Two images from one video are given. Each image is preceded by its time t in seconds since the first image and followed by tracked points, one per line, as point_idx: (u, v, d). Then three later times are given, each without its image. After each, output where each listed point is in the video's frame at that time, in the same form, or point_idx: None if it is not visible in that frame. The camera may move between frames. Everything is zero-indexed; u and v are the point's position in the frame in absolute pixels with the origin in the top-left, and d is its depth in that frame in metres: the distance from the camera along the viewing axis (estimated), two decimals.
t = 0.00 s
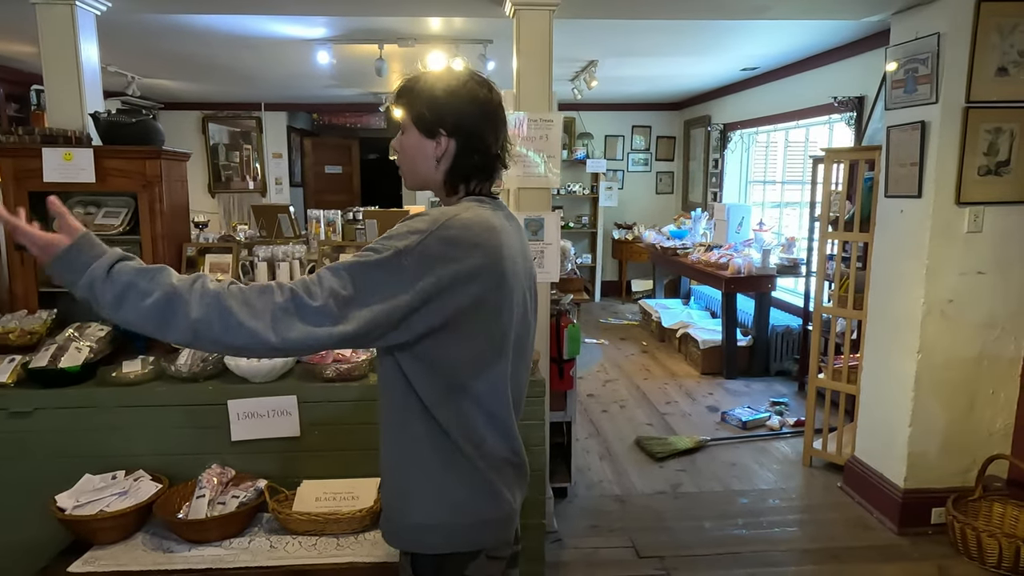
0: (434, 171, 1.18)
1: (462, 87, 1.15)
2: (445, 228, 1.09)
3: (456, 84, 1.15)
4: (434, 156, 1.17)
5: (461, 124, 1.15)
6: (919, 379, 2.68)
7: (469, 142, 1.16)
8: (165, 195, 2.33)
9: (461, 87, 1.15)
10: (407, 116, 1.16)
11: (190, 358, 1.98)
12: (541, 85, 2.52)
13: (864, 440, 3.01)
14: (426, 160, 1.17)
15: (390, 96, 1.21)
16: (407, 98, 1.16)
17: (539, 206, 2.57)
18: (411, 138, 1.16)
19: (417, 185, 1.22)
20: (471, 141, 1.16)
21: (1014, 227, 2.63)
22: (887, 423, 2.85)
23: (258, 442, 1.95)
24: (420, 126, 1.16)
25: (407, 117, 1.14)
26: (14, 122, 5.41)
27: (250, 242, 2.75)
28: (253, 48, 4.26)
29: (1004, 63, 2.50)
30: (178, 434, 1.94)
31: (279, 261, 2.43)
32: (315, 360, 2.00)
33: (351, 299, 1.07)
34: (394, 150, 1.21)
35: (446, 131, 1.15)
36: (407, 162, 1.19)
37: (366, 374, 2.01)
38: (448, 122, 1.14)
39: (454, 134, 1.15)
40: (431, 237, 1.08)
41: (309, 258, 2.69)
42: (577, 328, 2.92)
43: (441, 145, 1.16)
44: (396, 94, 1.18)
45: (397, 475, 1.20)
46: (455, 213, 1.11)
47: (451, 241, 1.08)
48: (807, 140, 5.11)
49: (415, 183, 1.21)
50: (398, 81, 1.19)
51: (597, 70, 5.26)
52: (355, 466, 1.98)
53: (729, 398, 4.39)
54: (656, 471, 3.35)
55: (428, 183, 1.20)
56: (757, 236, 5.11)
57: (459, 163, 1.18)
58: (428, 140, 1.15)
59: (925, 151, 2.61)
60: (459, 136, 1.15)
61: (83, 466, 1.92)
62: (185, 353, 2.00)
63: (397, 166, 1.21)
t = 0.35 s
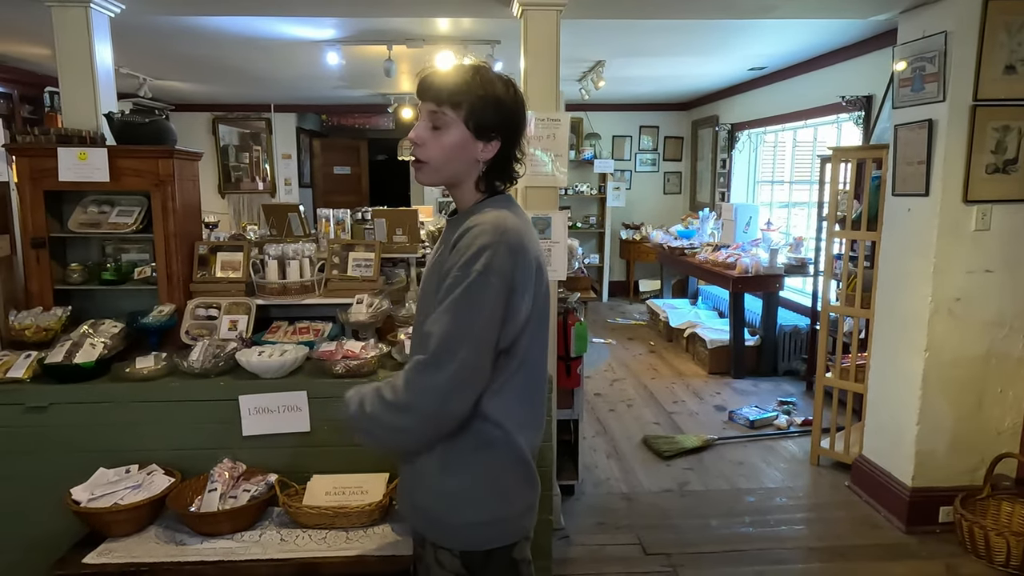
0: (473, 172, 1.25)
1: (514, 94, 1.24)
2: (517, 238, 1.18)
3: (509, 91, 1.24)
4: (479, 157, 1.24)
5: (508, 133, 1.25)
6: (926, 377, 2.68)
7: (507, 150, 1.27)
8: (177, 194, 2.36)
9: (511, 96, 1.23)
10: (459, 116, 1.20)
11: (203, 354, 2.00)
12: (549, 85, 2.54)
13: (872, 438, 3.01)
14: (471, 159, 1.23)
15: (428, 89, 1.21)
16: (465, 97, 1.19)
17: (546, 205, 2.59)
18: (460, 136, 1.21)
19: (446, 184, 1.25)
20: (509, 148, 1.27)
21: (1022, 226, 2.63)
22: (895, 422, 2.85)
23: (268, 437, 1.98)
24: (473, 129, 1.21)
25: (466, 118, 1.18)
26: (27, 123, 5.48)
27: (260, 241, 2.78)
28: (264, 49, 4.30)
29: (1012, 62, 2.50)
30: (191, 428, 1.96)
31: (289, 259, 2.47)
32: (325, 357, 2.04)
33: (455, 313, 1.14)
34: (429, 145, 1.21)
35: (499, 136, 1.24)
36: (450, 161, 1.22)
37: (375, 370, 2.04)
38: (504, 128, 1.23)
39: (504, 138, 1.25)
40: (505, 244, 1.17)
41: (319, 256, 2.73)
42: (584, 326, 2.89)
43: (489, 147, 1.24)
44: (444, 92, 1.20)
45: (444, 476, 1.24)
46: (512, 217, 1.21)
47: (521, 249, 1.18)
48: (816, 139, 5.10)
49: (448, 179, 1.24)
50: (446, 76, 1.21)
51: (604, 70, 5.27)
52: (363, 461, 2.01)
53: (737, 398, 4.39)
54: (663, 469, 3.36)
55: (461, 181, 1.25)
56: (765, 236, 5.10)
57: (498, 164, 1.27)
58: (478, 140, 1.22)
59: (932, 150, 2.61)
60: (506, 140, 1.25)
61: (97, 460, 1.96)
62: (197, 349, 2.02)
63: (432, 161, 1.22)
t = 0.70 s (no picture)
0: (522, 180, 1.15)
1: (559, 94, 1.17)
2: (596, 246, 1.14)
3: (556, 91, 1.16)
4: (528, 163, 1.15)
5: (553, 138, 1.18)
6: (930, 378, 2.67)
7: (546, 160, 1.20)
8: (182, 195, 2.38)
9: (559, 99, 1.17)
10: (518, 118, 1.10)
11: (207, 354, 2.02)
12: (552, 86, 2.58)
13: (877, 439, 3.00)
14: (523, 164, 1.13)
15: (483, 87, 1.09)
16: (525, 98, 1.09)
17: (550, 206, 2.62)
18: (517, 139, 1.11)
19: (495, 193, 1.13)
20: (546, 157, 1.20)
21: None
22: (899, 423, 2.83)
23: (270, 437, 1.99)
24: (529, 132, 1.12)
25: (529, 120, 1.09)
26: (37, 126, 5.54)
27: (265, 242, 2.80)
28: (270, 52, 4.33)
29: (1015, 61, 2.49)
30: (195, 428, 1.98)
31: (293, 259, 2.50)
32: (328, 357, 2.06)
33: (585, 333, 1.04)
34: (484, 148, 1.09)
35: (548, 140, 1.16)
36: (506, 166, 1.11)
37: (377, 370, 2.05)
38: (553, 132, 1.16)
39: (551, 142, 1.17)
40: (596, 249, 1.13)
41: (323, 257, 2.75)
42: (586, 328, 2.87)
43: (538, 152, 1.15)
44: (502, 92, 1.09)
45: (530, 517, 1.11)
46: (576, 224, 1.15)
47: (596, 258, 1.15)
48: (820, 140, 5.08)
49: (500, 186, 1.12)
50: (502, 73, 1.09)
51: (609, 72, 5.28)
52: (365, 460, 2.02)
53: (741, 399, 4.39)
54: (667, 470, 3.36)
55: (511, 189, 1.14)
56: (769, 236, 5.10)
57: (538, 169, 1.19)
58: (531, 145, 1.13)
59: (936, 150, 2.60)
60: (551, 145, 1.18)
61: (102, 459, 1.97)
62: (201, 349, 2.04)
63: (487, 166, 1.10)
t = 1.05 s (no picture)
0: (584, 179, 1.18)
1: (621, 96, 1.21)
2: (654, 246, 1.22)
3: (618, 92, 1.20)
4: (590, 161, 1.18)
5: (616, 138, 1.21)
6: (934, 379, 2.67)
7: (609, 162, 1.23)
8: (188, 197, 2.41)
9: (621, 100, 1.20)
10: (580, 116, 1.14)
11: (212, 354, 2.03)
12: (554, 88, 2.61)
13: (881, 441, 2.99)
14: (585, 162, 1.16)
15: (545, 88, 1.14)
16: (587, 97, 1.13)
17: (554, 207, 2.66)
18: (579, 137, 1.14)
19: (559, 192, 1.16)
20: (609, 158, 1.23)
21: None
22: (904, 424, 2.83)
23: (274, 437, 2.01)
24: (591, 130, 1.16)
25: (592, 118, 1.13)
26: (46, 128, 5.59)
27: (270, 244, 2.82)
28: (276, 54, 4.36)
29: (1019, 62, 2.49)
30: (200, 428, 2.00)
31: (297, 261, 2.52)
32: (331, 357, 2.04)
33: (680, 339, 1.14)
34: (547, 146, 1.13)
35: (609, 140, 1.19)
36: (569, 163, 1.14)
37: (381, 371, 2.06)
38: (615, 132, 1.19)
39: (612, 142, 1.20)
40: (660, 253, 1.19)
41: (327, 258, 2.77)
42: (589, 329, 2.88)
43: (599, 151, 1.19)
44: (566, 91, 1.13)
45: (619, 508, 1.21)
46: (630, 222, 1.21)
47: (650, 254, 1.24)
48: (826, 141, 5.07)
49: (563, 185, 1.15)
50: (565, 75, 1.14)
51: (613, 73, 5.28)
52: (368, 460, 2.04)
53: (746, 400, 4.38)
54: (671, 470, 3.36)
55: (573, 187, 1.16)
56: (774, 237, 5.10)
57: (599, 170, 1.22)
58: (593, 144, 1.17)
59: (940, 151, 2.60)
60: (612, 145, 1.21)
61: (109, 458, 2.00)
62: (206, 349, 2.04)
63: (550, 163, 1.13)
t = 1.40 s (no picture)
0: (626, 177, 1.22)
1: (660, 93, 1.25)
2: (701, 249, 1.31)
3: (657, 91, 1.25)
4: (634, 157, 1.22)
5: (658, 134, 1.25)
6: (940, 382, 2.66)
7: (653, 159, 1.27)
8: (195, 200, 2.43)
9: (660, 96, 1.24)
10: (615, 115, 1.19)
11: (217, 356, 2.06)
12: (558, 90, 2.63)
13: (887, 443, 2.98)
14: (627, 159, 1.21)
15: (580, 95, 1.21)
16: (620, 97, 1.19)
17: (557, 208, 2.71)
18: (617, 134, 1.20)
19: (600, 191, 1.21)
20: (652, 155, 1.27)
21: None
22: (910, 426, 2.82)
23: (279, 438, 2.02)
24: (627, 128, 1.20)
25: (625, 116, 1.18)
26: (55, 131, 5.64)
27: (275, 246, 2.84)
28: (282, 57, 4.38)
29: None
30: (206, 429, 2.01)
31: (303, 263, 2.54)
32: (336, 359, 2.04)
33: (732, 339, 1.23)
34: (585, 146, 1.19)
35: (651, 135, 1.23)
36: (607, 162, 1.19)
37: (385, 372, 2.07)
38: (656, 128, 1.23)
39: (655, 138, 1.24)
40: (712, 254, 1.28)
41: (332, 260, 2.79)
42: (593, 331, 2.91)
43: (642, 147, 1.23)
44: (599, 92, 1.19)
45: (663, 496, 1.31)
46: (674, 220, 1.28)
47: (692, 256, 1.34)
48: (833, 141, 5.05)
49: (606, 183, 1.20)
50: (598, 80, 1.21)
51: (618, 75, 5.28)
52: (372, 462, 2.04)
53: (752, 402, 4.37)
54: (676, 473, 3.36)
55: (617, 183, 1.21)
56: (781, 238, 5.08)
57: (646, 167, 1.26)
58: (633, 140, 1.21)
59: (945, 152, 2.59)
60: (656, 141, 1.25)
61: (116, 459, 2.01)
62: (212, 351, 2.07)
63: (589, 162, 1.19)
